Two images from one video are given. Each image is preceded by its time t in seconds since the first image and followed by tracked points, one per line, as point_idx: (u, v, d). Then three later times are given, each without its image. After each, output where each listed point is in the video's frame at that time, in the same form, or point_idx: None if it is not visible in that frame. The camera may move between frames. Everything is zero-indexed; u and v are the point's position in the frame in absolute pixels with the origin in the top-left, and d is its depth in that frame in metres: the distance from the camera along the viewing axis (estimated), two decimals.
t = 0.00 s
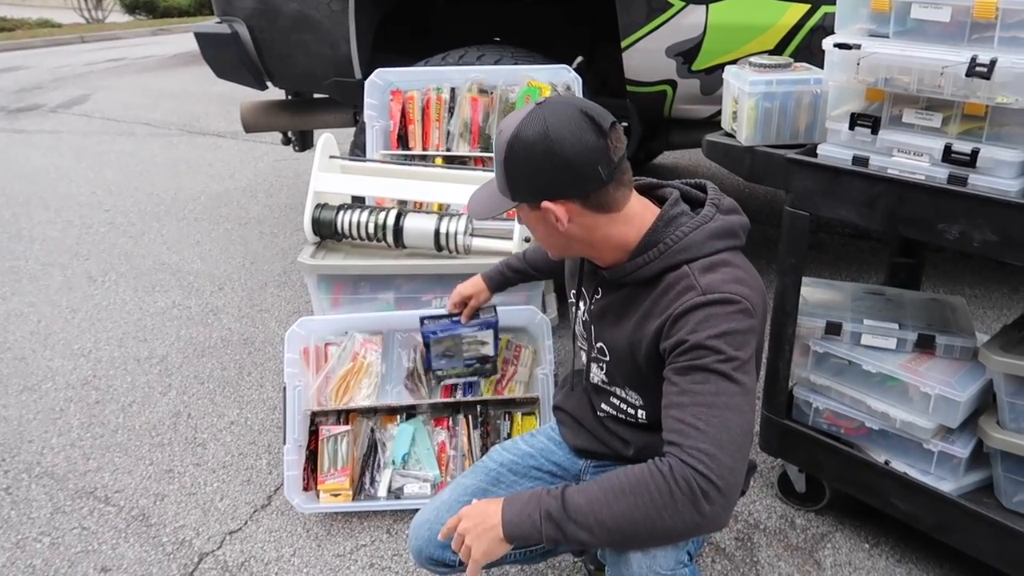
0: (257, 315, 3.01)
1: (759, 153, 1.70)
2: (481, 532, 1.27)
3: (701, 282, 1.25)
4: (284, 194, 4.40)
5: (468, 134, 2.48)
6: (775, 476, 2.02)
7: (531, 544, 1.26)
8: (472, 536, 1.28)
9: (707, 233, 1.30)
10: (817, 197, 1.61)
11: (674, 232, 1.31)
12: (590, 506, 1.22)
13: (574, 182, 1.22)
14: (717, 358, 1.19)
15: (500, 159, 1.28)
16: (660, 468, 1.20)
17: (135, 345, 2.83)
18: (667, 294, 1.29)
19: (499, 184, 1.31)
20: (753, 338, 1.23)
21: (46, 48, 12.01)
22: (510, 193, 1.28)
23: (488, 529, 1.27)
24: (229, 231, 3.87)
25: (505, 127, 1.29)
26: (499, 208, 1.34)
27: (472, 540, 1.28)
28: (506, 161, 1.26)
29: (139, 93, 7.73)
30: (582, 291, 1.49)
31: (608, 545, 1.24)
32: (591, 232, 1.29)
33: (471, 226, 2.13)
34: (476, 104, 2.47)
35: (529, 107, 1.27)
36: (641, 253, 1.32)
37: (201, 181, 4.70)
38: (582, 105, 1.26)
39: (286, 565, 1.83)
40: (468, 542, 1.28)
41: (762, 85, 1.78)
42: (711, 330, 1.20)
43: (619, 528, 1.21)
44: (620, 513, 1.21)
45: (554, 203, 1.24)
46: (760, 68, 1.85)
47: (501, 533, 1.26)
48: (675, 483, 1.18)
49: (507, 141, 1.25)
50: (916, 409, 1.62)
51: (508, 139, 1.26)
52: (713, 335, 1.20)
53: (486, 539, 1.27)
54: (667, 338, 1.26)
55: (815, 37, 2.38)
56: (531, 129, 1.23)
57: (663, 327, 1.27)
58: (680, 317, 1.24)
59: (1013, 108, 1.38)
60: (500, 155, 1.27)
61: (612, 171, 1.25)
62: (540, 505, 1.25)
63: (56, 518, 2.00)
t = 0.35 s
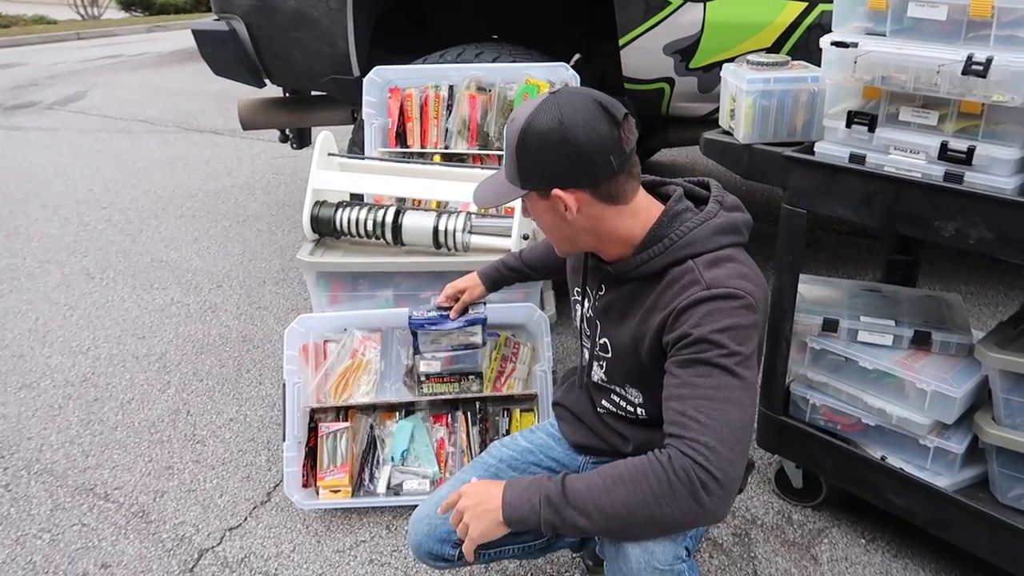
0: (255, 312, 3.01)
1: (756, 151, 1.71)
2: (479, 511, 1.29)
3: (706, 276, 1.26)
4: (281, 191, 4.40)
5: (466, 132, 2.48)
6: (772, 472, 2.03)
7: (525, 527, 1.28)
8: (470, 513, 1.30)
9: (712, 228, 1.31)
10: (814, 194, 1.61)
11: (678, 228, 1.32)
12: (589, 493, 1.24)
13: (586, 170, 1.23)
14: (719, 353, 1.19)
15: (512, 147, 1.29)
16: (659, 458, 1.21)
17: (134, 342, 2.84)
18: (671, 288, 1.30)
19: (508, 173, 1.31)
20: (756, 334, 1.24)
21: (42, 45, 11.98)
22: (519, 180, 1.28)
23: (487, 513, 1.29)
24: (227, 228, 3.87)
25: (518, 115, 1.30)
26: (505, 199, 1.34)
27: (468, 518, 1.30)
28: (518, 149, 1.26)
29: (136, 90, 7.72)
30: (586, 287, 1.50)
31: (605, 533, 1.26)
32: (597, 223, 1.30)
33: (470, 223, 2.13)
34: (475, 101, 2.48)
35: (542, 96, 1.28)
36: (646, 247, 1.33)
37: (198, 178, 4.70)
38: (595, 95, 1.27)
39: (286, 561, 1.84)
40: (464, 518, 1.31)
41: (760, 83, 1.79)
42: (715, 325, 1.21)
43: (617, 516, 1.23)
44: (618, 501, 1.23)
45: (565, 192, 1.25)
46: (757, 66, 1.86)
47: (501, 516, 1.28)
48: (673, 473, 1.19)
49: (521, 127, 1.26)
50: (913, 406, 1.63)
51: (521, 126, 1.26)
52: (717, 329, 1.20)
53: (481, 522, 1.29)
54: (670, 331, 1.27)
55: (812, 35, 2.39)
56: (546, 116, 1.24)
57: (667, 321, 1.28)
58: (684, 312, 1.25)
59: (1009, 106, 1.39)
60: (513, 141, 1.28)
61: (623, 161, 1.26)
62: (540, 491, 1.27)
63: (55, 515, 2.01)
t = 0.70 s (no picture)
0: (255, 315, 3.02)
1: (755, 152, 1.72)
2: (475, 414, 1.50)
3: (717, 258, 1.27)
4: (281, 194, 4.41)
5: (466, 134, 2.49)
6: (772, 473, 2.04)
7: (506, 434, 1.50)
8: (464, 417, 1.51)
9: (721, 214, 1.33)
10: (813, 196, 1.62)
11: (689, 214, 1.33)
12: (574, 439, 1.32)
13: (636, 138, 1.27)
14: (714, 337, 1.23)
15: (553, 124, 1.26)
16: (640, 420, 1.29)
17: (134, 345, 2.84)
18: (676, 271, 1.31)
19: (547, 153, 1.28)
20: (759, 318, 1.27)
21: (42, 47, 11.99)
22: (569, 155, 1.26)
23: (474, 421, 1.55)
24: (227, 231, 3.88)
25: (550, 95, 1.29)
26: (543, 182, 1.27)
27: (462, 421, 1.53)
28: (566, 123, 1.25)
29: (136, 93, 7.72)
30: (591, 294, 1.49)
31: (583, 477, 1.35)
32: (638, 199, 1.32)
33: (469, 225, 2.14)
34: (474, 104, 2.49)
35: (573, 77, 1.30)
36: (656, 237, 1.34)
37: (198, 181, 4.71)
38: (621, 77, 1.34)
39: (286, 563, 1.84)
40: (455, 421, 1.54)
41: (759, 84, 1.79)
42: (718, 309, 1.24)
43: (592, 468, 1.31)
44: (598, 456, 1.30)
45: (622, 158, 1.27)
46: (756, 69, 1.87)
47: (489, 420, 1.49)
48: (649, 438, 1.27)
49: (567, 101, 1.26)
50: (911, 406, 1.64)
51: (567, 101, 1.26)
52: (718, 313, 1.23)
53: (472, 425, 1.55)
54: (676, 310, 1.29)
55: (810, 37, 2.40)
56: (590, 92, 1.26)
57: (675, 300, 1.29)
58: (692, 292, 1.26)
59: (1006, 107, 1.40)
60: (557, 117, 1.26)
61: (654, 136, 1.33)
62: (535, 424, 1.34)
63: (57, 517, 2.01)
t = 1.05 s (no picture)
0: (254, 317, 3.01)
1: (753, 154, 1.72)
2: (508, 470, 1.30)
3: (716, 252, 1.29)
4: (280, 196, 4.41)
5: (465, 137, 2.50)
6: (771, 475, 2.04)
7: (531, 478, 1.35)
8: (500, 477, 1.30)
9: (712, 207, 1.34)
10: (811, 197, 1.62)
11: (681, 211, 1.34)
12: (604, 460, 1.30)
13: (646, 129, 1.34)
14: (726, 334, 1.25)
15: (588, 102, 1.27)
16: (662, 430, 1.29)
17: (133, 347, 2.84)
18: (677, 268, 1.31)
19: (582, 130, 1.26)
20: (762, 309, 1.29)
21: (41, 51, 11.99)
22: (605, 134, 1.26)
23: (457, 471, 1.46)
24: (226, 233, 3.88)
25: (574, 78, 1.30)
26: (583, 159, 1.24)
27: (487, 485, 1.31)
28: (602, 101, 1.27)
29: (135, 96, 7.72)
30: (586, 301, 1.47)
31: (612, 488, 1.35)
32: (647, 190, 1.35)
33: (468, 228, 2.13)
34: (473, 106, 2.49)
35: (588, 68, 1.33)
36: (651, 236, 1.34)
37: (197, 183, 4.71)
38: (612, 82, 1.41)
39: (285, 565, 1.84)
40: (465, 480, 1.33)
41: (757, 86, 1.80)
42: (726, 305, 1.25)
43: (624, 483, 1.31)
44: (628, 473, 1.30)
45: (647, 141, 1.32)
46: (754, 71, 1.87)
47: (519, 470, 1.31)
48: (675, 445, 1.27)
49: (598, 84, 1.28)
50: (910, 407, 1.64)
51: (596, 84, 1.29)
52: (724, 309, 1.25)
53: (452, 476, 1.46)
54: (681, 308, 1.29)
55: (808, 39, 2.41)
56: (614, 79, 1.31)
57: (681, 297, 1.29)
58: (697, 288, 1.27)
59: (1003, 109, 1.40)
60: (591, 97, 1.27)
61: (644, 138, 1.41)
62: (564, 454, 1.31)
63: (55, 520, 2.01)
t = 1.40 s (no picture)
0: (253, 318, 3.01)
1: (752, 154, 1.73)
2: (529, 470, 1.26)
3: (710, 252, 1.29)
4: (279, 197, 4.41)
5: (464, 137, 2.51)
6: (769, 475, 2.04)
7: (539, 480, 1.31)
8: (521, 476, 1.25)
9: (702, 205, 1.35)
10: (809, 197, 1.62)
11: (672, 210, 1.34)
12: (614, 463, 1.28)
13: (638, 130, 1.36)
14: (723, 335, 1.25)
15: (589, 95, 1.27)
16: (669, 433, 1.28)
17: (131, 348, 2.84)
18: (671, 268, 1.31)
19: (583, 123, 1.26)
20: (756, 306, 1.29)
21: (39, 51, 11.98)
22: (607, 128, 1.26)
23: (494, 505, 1.48)
24: (225, 234, 3.87)
25: (574, 73, 1.31)
26: (587, 151, 1.24)
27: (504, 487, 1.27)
28: (602, 95, 1.28)
29: (134, 96, 7.72)
30: (578, 304, 1.46)
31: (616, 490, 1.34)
32: (641, 188, 1.36)
33: (467, 228, 2.13)
34: (472, 107, 2.50)
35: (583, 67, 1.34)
36: (643, 235, 1.34)
37: (195, 184, 4.70)
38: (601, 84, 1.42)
39: (284, 566, 1.84)
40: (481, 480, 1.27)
41: (756, 86, 1.79)
42: (722, 305, 1.25)
43: (630, 488, 1.29)
44: (637, 477, 1.28)
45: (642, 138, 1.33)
46: (753, 71, 1.87)
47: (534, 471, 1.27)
48: (681, 449, 1.27)
49: (596, 79, 1.29)
50: (909, 407, 1.65)
51: (595, 79, 1.29)
52: (722, 310, 1.25)
53: (487, 512, 1.47)
54: (676, 309, 1.29)
55: (807, 40, 2.41)
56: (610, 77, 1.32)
57: (676, 297, 1.29)
58: (693, 289, 1.27)
59: (1002, 109, 1.41)
60: (591, 91, 1.28)
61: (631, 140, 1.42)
62: (576, 457, 1.27)
63: (54, 520, 2.01)
